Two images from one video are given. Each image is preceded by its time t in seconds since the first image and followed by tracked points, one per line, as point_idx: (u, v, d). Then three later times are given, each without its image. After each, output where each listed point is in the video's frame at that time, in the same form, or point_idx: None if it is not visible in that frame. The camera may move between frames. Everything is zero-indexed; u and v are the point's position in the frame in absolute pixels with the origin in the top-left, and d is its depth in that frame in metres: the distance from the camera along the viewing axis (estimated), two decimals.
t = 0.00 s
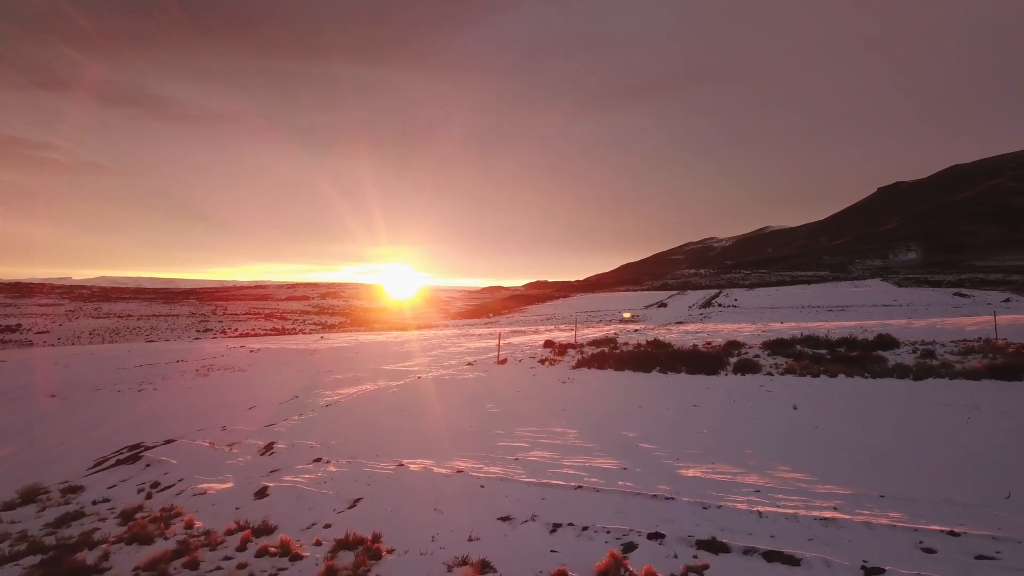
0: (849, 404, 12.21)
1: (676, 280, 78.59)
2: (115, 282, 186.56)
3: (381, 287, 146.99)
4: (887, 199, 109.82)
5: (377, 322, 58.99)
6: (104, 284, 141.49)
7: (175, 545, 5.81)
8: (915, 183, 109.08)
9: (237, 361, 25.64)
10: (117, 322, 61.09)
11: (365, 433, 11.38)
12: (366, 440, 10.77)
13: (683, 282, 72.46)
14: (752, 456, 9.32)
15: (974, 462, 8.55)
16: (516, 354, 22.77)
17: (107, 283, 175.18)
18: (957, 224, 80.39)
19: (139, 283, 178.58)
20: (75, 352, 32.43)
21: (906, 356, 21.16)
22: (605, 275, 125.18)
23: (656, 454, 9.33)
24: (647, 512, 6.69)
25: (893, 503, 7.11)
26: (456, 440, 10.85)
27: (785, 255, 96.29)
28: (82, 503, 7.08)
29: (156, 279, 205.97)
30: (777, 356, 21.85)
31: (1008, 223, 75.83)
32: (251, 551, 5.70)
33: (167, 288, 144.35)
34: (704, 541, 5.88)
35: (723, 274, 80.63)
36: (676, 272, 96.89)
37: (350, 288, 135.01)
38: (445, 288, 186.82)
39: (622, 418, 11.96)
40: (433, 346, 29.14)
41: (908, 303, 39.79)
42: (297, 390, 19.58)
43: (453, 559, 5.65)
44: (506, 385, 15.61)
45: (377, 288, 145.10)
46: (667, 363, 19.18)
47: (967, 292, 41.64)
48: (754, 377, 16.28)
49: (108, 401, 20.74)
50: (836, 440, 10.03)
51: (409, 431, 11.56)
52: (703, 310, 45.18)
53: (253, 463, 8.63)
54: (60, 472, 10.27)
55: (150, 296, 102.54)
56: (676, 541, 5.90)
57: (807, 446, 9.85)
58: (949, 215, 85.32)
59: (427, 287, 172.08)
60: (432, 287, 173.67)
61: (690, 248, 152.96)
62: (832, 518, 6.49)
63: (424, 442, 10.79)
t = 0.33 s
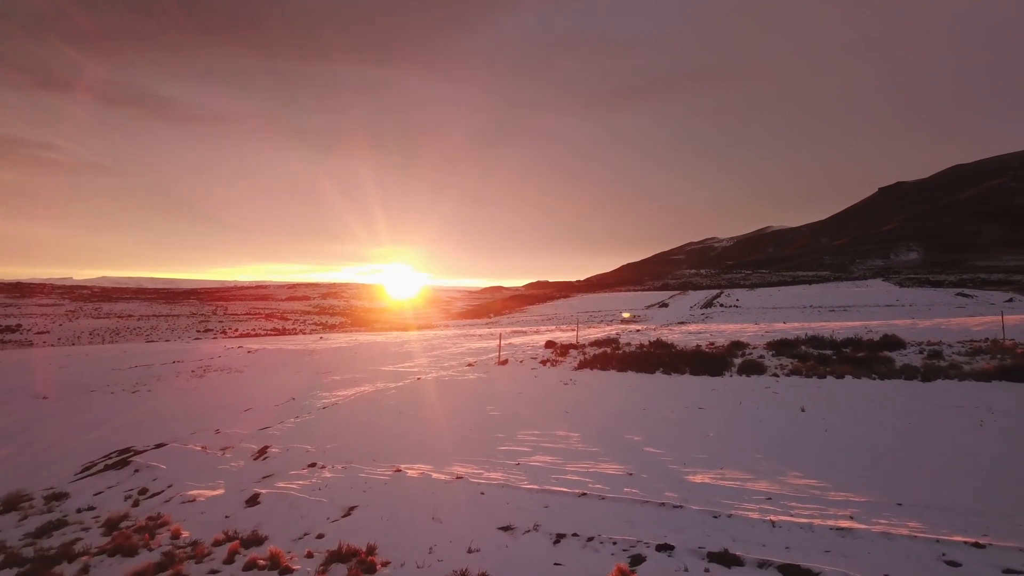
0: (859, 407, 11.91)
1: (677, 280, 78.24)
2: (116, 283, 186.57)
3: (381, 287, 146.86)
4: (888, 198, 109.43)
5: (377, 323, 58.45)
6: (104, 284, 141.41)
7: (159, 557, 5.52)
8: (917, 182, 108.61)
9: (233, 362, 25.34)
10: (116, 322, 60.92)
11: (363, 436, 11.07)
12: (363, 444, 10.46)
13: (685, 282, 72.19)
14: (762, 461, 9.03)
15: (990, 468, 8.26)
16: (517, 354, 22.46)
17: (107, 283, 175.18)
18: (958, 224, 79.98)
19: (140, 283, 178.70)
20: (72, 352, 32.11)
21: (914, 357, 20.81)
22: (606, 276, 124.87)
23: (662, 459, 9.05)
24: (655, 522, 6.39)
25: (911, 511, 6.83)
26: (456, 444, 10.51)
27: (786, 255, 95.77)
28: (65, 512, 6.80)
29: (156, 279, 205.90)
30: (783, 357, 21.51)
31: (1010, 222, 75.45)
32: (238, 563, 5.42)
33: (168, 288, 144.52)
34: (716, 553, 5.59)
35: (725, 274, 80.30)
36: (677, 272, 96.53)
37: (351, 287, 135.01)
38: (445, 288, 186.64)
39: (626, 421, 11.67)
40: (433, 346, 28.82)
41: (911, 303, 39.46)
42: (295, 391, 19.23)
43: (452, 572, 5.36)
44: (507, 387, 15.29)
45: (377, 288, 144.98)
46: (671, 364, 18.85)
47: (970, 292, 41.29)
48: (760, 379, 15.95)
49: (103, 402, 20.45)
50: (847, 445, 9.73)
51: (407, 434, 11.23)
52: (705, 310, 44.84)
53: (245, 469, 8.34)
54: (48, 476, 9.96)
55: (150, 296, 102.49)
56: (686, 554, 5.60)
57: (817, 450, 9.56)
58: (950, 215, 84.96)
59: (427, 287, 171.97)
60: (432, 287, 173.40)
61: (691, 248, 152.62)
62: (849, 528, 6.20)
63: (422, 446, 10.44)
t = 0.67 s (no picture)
0: (868, 409, 11.63)
1: (679, 280, 77.87)
2: (116, 283, 186.73)
3: (382, 287, 146.77)
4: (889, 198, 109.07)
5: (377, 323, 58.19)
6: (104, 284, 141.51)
7: (141, 571, 5.23)
8: (919, 182, 107.98)
9: (231, 363, 25.10)
10: (116, 322, 60.81)
11: (360, 439, 10.75)
12: (359, 448, 10.15)
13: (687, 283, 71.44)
14: (772, 467, 8.72)
15: (1010, 473, 7.94)
16: (518, 355, 22.16)
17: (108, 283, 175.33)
18: (959, 224, 79.64)
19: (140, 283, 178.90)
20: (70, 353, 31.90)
21: (921, 358, 20.47)
22: (606, 276, 124.64)
23: (668, 465, 8.75)
24: (663, 532, 6.09)
25: (930, 520, 6.54)
26: (455, 448, 10.19)
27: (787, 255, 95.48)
28: (46, 521, 6.52)
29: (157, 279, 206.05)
30: (787, 358, 21.20)
31: (1011, 222, 75.10)
32: None
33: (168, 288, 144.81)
34: (729, 567, 5.29)
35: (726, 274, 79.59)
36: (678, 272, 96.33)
37: (351, 288, 134.97)
38: (445, 288, 186.54)
39: (631, 424, 11.38)
40: (433, 347, 28.55)
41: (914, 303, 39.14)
42: (292, 392, 18.96)
43: None
44: (508, 388, 14.98)
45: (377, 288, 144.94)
46: (675, 366, 18.55)
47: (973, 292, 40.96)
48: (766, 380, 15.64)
49: (99, 403, 20.21)
50: (859, 449, 9.43)
51: (406, 438, 10.91)
52: (707, 310, 44.54)
53: (236, 475, 8.04)
54: (36, 481, 9.69)
55: (151, 296, 102.55)
56: (696, 568, 5.30)
57: (827, 455, 9.26)
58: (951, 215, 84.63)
59: (428, 288, 171.89)
60: (432, 287, 173.39)
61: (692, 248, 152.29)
62: (868, 539, 5.89)
63: (421, 450, 10.13)
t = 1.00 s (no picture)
0: (878, 412, 11.27)
1: (680, 280, 77.48)
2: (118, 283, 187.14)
3: (382, 288, 146.82)
4: (890, 198, 108.69)
5: (377, 323, 58.10)
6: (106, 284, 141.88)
7: None
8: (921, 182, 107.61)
9: (227, 364, 24.80)
10: (116, 322, 60.71)
11: (354, 444, 10.38)
12: (355, 452, 9.80)
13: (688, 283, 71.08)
14: (783, 474, 8.36)
15: None
16: (519, 356, 21.80)
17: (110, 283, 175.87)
18: (961, 224, 79.20)
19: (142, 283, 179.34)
20: (67, 353, 31.63)
21: (930, 360, 20.08)
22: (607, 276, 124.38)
23: (674, 472, 8.39)
24: (673, 547, 5.73)
25: (956, 533, 6.18)
26: (454, 454, 9.80)
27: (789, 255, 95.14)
28: (23, 533, 6.22)
29: (158, 279, 206.35)
30: (793, 359, 20.81)
31: (1013, 221, 74.66)
32: None
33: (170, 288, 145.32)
34: None
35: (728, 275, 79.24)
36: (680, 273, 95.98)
37: (352, 288, 135.20)
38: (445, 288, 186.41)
39: (635, 429, 11.01)
40: (432, 348, 28.23)
41: (917, 303, 38.80)
42: (289, 394, 18.61)
43: None
44: (508, 391, 14.62)
45: (376, 288, 144.97)
46: (679, 367, 18.17)
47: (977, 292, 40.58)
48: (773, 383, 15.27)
49: (93, 405, 19.88)
50: (873, 455, 9.05)
51: (404, 442, 10.53)
52: (710, 311, 44.19)
53: (225, 482, 7.71)
54: (21, 487, 9.37)
55: (151, 296, 102.52)
56: None
57: (840, 461, 8.89)
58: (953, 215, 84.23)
59: (428, 288, 172.21)
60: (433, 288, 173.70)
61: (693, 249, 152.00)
62: (893, 554, 5.52)
63: (417, 456, 9.74)
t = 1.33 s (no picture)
0: (887, 413, 10.97)
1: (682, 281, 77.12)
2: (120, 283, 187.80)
3: (383, 288, 147.07)
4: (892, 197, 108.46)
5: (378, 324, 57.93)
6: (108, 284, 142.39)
7: None
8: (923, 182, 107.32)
9: (225, 365, 24.59)
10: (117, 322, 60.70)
11: (350, 449, 10.08)
12: (350, 458, 9.50)
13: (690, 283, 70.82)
14: (794, 481, 8.06)
15: None
16: (520, 357, 21.53)
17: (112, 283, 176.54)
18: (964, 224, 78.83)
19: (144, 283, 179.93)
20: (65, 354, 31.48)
21: (938, 361, 19.75)
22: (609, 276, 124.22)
23: (681, 479, 8.07)
24: (683, 562, 5.41)
25: (981, 545, 5.85)
26: (453, 459, 9.48)
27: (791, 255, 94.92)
28: None
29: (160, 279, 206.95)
30: (799, 360, 20.48)
31: (1015, 221, 74.32)
32: None
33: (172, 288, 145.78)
34: None
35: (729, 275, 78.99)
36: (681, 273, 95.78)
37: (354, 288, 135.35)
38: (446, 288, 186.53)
39: (639, 433, 10.69)
40: (432, 349, 28.00)
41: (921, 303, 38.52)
42: (286, 395, 18.36)
43: None
44: (509, 393, 14.28)
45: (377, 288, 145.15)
46: (683, 369, 17.86)
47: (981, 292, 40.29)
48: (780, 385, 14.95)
49: (89, 406, 19.66)
50: (886, 459, 8.73)
51: (402, 447, 10.23)
52: (713, 311, 43.91)
53: (213, 490, 7.41)
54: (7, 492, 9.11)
55: (152, 296, 102.65)
56: None
57: (852, 466, 8.57)
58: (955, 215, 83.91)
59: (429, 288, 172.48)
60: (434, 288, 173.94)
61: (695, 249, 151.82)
62: (916, 570, 5.21)
63: (415, 461, 9.42)
